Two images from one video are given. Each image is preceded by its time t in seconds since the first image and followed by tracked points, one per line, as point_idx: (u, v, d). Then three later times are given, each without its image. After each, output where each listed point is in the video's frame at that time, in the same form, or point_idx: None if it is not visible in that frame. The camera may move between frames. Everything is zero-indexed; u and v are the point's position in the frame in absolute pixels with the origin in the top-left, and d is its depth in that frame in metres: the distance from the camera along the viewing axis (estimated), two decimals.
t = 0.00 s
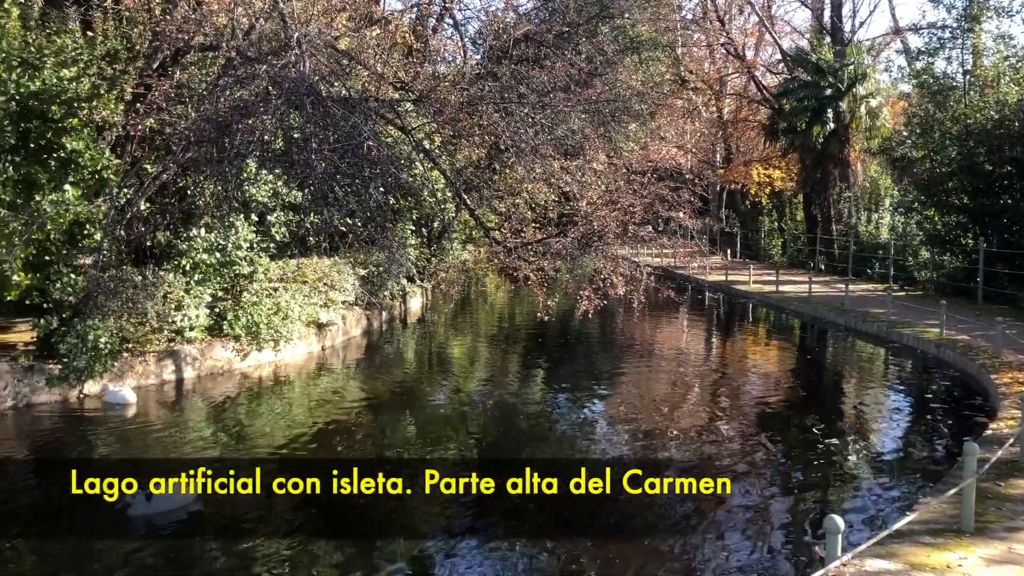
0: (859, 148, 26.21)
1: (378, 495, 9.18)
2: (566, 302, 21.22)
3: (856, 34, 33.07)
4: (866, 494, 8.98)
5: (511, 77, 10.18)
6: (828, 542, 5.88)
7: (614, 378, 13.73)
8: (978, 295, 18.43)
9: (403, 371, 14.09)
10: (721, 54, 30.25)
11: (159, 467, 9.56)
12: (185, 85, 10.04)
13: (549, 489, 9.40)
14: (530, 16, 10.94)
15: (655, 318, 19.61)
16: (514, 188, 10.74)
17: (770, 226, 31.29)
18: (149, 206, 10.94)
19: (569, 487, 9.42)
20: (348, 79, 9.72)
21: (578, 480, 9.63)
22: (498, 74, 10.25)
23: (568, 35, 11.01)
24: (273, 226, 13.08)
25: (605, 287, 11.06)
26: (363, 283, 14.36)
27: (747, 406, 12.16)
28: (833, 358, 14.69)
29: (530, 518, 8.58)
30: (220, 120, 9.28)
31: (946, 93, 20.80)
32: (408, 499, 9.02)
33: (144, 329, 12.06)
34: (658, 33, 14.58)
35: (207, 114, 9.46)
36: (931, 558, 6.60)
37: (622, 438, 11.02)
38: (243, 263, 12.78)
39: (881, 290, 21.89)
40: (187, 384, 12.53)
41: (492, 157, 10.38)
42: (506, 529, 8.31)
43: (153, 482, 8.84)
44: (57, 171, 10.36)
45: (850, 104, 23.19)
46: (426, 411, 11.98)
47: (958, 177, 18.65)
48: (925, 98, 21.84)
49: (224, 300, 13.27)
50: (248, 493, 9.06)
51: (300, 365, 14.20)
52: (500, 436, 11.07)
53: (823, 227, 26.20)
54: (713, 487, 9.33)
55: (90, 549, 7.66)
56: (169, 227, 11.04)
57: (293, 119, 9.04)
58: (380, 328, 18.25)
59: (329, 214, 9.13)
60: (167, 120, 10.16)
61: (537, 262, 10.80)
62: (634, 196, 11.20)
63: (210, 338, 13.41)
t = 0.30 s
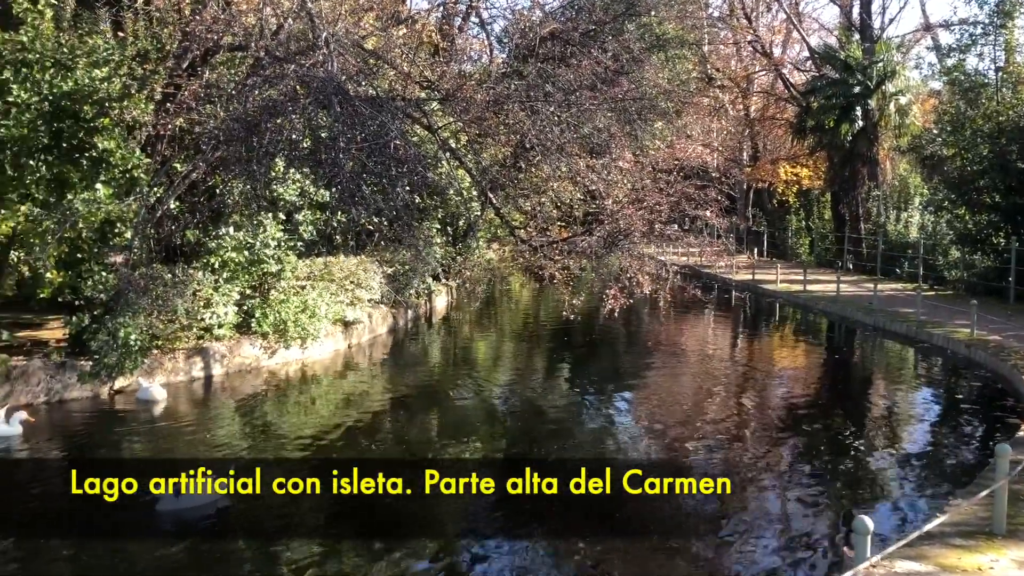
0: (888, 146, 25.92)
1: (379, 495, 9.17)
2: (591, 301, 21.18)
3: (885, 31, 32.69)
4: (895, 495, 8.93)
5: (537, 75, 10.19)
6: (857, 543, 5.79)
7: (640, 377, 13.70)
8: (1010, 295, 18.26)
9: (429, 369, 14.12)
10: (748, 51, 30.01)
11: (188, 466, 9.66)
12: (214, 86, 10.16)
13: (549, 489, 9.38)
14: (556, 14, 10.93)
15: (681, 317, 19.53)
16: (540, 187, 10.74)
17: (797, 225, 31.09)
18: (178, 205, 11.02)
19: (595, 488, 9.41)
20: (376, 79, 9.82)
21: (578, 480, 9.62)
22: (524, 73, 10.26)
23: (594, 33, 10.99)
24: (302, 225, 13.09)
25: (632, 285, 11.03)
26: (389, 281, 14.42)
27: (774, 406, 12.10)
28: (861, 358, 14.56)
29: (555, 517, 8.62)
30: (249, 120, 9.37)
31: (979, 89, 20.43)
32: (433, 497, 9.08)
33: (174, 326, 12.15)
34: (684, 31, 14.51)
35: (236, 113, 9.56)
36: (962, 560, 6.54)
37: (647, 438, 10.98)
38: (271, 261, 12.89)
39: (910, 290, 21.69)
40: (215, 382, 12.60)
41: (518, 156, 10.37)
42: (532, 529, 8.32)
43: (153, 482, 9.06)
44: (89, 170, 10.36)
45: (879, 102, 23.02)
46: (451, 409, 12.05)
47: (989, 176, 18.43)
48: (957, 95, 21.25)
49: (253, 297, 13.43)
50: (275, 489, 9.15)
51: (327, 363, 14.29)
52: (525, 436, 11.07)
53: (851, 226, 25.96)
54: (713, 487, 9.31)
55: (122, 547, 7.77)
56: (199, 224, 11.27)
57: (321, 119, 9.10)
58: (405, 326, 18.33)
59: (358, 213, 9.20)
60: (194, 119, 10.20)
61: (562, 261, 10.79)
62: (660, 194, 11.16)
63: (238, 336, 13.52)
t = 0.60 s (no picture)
0: (920, 143, 25.57)
1: (398, 492, 9.20)
2: (619, 299, 21.12)
3: (917, 26, 32.22)
4: (928, 496, 8.83)
5: (566, 72, 10.14)
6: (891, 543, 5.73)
7: (667, 376, 13.64)
8: None
9: (456, 366, 14.16)
10: (779, 47, 29.71)
11: (218, 462, 9.77)
12: (244, 84, 10.28)
13: (549, 489, 9.32)
14: (585, 10, 10.91)
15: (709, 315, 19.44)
16: (569, 184, 10.72)
17: (827, 222, 30.82)
18: (209, 202, 11.07)
19: (622, 486, 9.39)
20: (405, 77, 9.86)
21: (578, 480, 9.56)
22: (553, 70, 10.25)
23: (623, 29, 10.95)
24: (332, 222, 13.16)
25: (660, 283, 10.95)
26: (417, 278, 14.45)
27: (803, 405, 12.02)
28: (893, 358, 14.41)
29: (582, 515, 8.62)
30: (280, 118, 9.44)
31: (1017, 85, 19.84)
32: (461, 494, 9.12)
33: (205, 322, 12.32)
34: (715, 26, 14.39)
35: (267, 112, 9.64)
36: (997, 562, 6.45)
37: (675, 437, 10.93)
38: (301, 258, 12.87)
39: (943, 288, 21.43)
40: (245, 377, 12.81)
41: (546, 153, 10.34)
42: (560, 527, 8.32)
43: (154, 481, 9.16)
44: (123, 168, 10.43)
45: (911, 98, 22.59)
46: (478, 406, 12.08)
47: None
48: (992, 88, 19.70)
49: (282, 293, 13.42)
50: (303, 486, 9.23)
51: (356, 359, 14.37)
52: (553, 434, 11.07)
53: (882, 223, 25.67)
54: (713, 487, 9.30)
55: (155, 543, 7.88)
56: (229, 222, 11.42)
57: (351, 117, 9.15)
58: (433, 322, 18.40)
59: (388, 210, 9.25)
60: (226, 118, 10.34)
61: (590, 259, 10.74)
62: (690, 191, 11.14)
63: (268, 331, 13.67)
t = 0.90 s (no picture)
0: (959, 138, 25.15)
1: (431, 485, 9.25)
2: (652, 296, 21.06)
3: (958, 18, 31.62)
4: (967, 495, 8.69)
5: (600, 68, 10.16)
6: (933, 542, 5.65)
7: (701, 373, 13.57)
8: None
9: (489, 362, 14.19)
10: (815, 42, 29.37)
11: (254, 455, 9.90)
12: (281, 81, 10.44)
13: (548, 488, 9.21)
14: (620, 6, 10.91)
15: (743, 312, 19.32)
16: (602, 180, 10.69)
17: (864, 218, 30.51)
18: (246, 198, 11.19)
19: (655, 483, 9.37)
20: (439, 73, 9.91)
21: (578, 480, 9.45)
22: (587, 65, 10.25)
23: (658, 24, 10.90)
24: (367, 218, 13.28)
25: (695, 279, 10.88)
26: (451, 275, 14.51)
27: (838, 403, 11.91)
28: (932, 355, 14.22)
29: (614, 511, 8.62)
30: (316, 115, 9.53)
31: None
32: (493, 490, 9.15)
33: (242, 317, 12.50)
34: (751, 21, 14.27)
35: (304, 109, 9.74)
36: None
37: (709, 434, 10.87)
38: (336, 255, 13.00)
39: (983, 286, 21.09)
40: (281, 372, 12.92)
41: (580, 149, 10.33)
42: (593, 523, 8.32)
43: (156, 482, 9.10)
44: (161, 165, 10.50)
45: (951, 92, 22.26)
46: (510, 401, 12.11)
47: None
48: None
49: (317, 290, 13.62)
50: (337, 479, 9.33)
51: (389, 355, 14.46)
52: (585, 430, 11.06)
53: (920, 220, 25.32)
54: (717, 487, 9.21)
55: (192, 534, 8.01)
56: (266, 218, 11.53)
57: (386, 114, 9.21)
58: (466, 319, 18.49)
59: (423, 205, 9.32)
60: (264, 116, 10.53)
61: (624, 255, 10.67)
62: (724, 186, 11.03)
63: (303, 327, 13.74)
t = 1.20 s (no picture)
0: (1006, 131, 24.59)
1: (467, 479, 9.29)
2: (691, 292, 20.99)
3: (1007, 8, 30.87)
4: (1014, 497, 8.51)
5: (639, 62, 10.14)
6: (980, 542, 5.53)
7: (739, 369, 13.51)
8: None
9: (525, 359, 14.21)
10: (856, 35, 28.91)
11: (294, 449, 10.01)
12: (322, 78, 10.74)
13: (578, 485, 9.17)
14: None
15: (783, 307, 19.16)
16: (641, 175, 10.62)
17: (907, 213, 30.17)
18: (286, 194, 11.27)
19: (693, 480, 9.32)
20: (478, 68, 9.92)
21: (608, 477, 9.40)
22: (625, 60, 10.25)
23: (698, 18, 10.83)
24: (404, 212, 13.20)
25: (736, 276, 10.76)
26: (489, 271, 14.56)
27: (879, 400, 11.76)
28: (978, 353, 13.97)
29: (650, 507, 8.60)
30: (355, 111, 9.59)
31: None
32: (529, 484, 9.17)
33: (282, 312, 12.69)
34: (795, 13, 14.08)
35: (343, 105, 9.81)
36: None
37: (747, 431, 10.80)
38: (374, 251, 13.02)
39: None
40: (320, 367, 13.13)
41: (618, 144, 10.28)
42: (629, 519, 8.29)
43: (198, 473, 9.26)
44: (203, 161, 10.68)
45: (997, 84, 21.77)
46: (546, 397, 12.15)
47: None
48: None
49: (356, 285, 13.72)
50: (375, 473, 9.41)
51: (427, 350, 14.60)
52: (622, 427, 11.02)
53: (966, 214, 24.94)
54: (754, 484, 9.16)
55: (232, 525, 8.13)
56: (307, 215, 11.56)
57: (425, 109, 9.23)
58: (503, 314, 18.58)
59: (462, 200, 9.34)
60: (305, 114, 10.67)
61: (663, 251, 10.61)
62: (766, 181, 10.95)
63: (343, 322, 14.04)
